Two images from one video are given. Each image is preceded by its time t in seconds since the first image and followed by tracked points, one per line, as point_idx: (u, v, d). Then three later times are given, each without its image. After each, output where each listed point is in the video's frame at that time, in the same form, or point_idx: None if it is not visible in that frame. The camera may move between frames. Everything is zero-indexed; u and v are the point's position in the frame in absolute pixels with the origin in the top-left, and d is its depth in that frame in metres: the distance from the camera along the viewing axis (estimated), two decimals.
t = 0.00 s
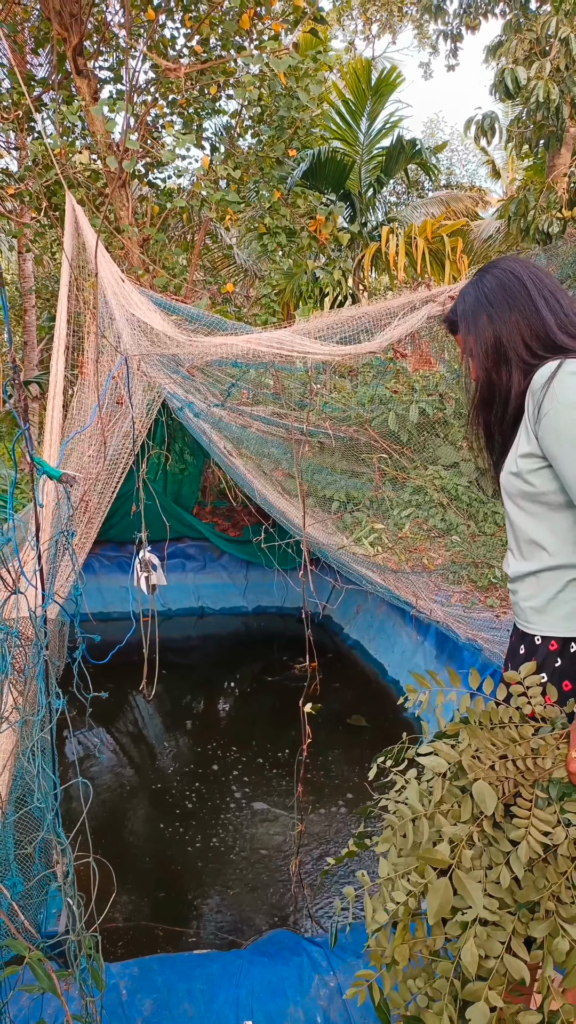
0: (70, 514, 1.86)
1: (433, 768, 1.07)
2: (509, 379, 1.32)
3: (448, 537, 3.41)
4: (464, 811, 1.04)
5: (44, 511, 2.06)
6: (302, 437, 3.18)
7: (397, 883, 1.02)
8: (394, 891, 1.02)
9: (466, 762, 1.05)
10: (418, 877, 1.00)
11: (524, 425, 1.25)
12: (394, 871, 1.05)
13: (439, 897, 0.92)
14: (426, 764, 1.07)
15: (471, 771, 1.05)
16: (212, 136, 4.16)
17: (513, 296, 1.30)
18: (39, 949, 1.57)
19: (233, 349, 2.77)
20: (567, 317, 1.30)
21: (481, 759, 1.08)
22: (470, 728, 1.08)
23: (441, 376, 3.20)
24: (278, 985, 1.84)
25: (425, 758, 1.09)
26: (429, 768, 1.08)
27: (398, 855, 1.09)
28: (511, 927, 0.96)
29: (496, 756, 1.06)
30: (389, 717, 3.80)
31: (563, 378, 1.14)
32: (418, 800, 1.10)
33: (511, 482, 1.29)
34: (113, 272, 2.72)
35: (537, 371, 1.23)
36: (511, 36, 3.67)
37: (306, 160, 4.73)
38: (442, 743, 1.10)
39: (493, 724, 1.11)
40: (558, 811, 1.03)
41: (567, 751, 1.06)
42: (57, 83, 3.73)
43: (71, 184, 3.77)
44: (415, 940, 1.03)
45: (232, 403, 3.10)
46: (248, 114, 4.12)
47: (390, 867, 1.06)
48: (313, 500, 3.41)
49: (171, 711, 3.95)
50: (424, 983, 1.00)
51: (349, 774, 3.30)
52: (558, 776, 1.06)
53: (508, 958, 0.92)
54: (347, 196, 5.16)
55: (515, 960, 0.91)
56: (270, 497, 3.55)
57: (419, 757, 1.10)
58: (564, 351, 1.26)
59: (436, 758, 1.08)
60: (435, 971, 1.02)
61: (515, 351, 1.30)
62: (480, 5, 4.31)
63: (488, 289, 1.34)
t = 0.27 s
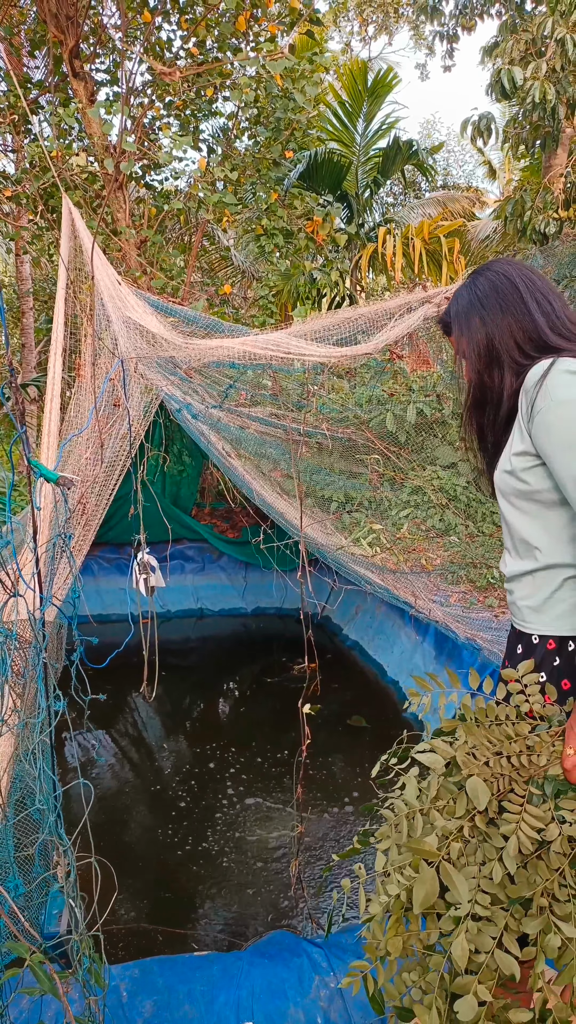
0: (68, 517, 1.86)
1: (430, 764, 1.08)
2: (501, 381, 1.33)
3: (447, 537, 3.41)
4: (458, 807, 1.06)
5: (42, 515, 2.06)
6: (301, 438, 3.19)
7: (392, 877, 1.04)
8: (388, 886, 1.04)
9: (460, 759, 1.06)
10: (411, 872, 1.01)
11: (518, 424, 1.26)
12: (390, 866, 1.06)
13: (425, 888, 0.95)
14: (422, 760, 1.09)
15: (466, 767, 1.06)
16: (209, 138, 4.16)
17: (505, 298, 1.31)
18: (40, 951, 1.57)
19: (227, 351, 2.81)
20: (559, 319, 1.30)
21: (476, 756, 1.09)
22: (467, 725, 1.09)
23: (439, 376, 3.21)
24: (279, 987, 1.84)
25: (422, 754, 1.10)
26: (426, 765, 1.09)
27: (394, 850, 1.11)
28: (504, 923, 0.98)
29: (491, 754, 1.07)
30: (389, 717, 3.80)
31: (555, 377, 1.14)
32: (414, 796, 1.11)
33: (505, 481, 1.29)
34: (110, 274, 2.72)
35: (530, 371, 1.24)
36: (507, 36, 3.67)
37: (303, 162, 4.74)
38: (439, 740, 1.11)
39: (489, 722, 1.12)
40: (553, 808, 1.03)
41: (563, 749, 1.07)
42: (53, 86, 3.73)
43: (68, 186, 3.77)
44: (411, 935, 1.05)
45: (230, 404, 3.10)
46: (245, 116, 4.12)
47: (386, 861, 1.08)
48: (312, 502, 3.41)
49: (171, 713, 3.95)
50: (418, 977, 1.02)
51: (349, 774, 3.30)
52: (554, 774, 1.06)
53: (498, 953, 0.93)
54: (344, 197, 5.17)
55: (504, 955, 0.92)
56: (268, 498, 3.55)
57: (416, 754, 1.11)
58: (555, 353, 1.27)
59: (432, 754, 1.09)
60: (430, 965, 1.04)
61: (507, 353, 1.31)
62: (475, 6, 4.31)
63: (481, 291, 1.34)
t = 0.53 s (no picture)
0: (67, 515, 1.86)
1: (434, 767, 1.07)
2: (499, 382, 1.33)
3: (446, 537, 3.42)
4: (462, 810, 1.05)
5: (41, 513, 2.05)
6: (300, 437, 3.19)
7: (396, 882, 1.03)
8: (392, 891, 1.02)
9: (464, 761, 1.05)
10: (416, 877, 1.00)
11: (518, 424, 1.26)
12: (393, 870, 1.05)
13: (433, 895, 0.95)
14: (425, 764, 1.08)
15: (470, 770, 1.05)
16: (209, 138, 4.17)
17: (503, 298, 1.31)
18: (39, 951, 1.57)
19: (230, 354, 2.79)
20: (558, 319, 1.30)
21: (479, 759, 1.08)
22: (469, 727, 1.08)
23: (439, 376, 3.21)
24: (278, 986, 1.84)
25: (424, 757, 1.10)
26: (429, 767, 1.09)
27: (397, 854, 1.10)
28: (509, 927, 0.96)
29: (494, 756, 1.07)
30: (388, 717, 3.80)
31: (557, 377, 1.14)
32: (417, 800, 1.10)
33: (506, 482, 1.29)
34: (110, 273, 2.72)
35: (531, 371, 1.24)
36: (507, 36, 3.67)
37: (303, 162, 4.74)
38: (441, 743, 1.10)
39: (491, 724, 1.12)
40: (558, 810, 1.03)
41: (567, 751, 1.07)
42: (53, 86, 3.73)
43: (67, 185, 3.77)
44: (416, 940, 1.03)
45: (230, 404, 3.11)
46: (245, 116, 4.12)
47: (389, 866, 1.06)
48: (311, 501, 3.41)
49: (170, 713, 3.95)
50: (423, 983, 1.01)
51: (348, 774, 3.30)
52: (558, 776, 1.06)
53: (505, 958, 0.92)
54: (344, 197, 5.17)
55: (512, 960, 0.91)
56: (268, 498, 3.56)
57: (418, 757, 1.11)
58: (554, 353, 1.27)
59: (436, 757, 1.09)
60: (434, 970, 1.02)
61: (505, 353, 1.31)
62: (476, 6, 4.31)
63: (479, 291, 1.34)
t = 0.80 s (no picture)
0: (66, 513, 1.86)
1: (442, 770, 1.02)
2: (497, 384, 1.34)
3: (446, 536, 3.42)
4: (471, 812, 1.01)
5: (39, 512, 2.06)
6: (300, 436, 3.19)
7: (406, 885, 1.00)
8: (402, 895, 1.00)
9: (473, 763, 1.01)
10: (426, 881, 0.98)
11: (522, 422, 1.26)
12: (402, 874, 1.02)
13: (448, 899, 0.91)
14: (432, 766, 1.03)
15: (479, 772, 1.02)
16: (209, 135, 4.16)
17: (500, 300, 1.30)
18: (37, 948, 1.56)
19: (230, 348, 2.79)
20: (557, 319, 1.29)
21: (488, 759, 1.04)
22: (477, 728, 1.05)
23: (439, 375, 3.21)
24: (277, 983, 1.84)
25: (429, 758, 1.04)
26: (436, 770, 1.03)
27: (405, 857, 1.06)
28: (522, 929, 0.94)
29: (504, 756, 1.03)
30: (388, 715, 3.81)
31: (561, 376, 1.14)
32: (425, 801, 1.06)
33: (510, 481, 1.29)
34: (110, 271, 2.69)
35: (533, 370, 1.24)
36: (507, 34, 3.66)
37: (303, 159, 4.74)
38: (449, 744, 1.06)
39: (499, 723, 1.09)
40: (569, 810, 1.00)
41: None
42: (52, 83, 3.73)
43: (67, 183, 3.77)
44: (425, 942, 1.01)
45: (231, 402, 3.10)
46: (245, 113, 4.11)
47: (398, 870, 1.03)
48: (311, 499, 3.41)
49: (170, 711, 3.94)
50: (435, 986, 0.99)
51: (348, 772, 3.30)
52: (568, 776, 1.03)
53: (519, 960, 0.91)
54: (344, 195, 5.16)
55: (526, 963, 0.90)
56: (267, 496, 3.55)
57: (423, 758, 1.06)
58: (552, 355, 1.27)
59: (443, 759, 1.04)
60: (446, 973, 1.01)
61: (503, 355, 1.31)
62: (476, 4, 4.31)
63: (476, 292, 1.33)
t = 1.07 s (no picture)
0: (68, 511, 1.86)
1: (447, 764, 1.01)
2: (493, 383, 1.34)
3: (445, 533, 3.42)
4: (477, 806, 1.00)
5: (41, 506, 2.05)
6: (300, 433, 3.19)
7: (411, 879, 0.99)
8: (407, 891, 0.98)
9: (479, 756, 1.01)
10: (431, 875, 0.96)
11: (523, 417, 1.26)
12: (408, 869, 1.01)
13: (455, 893, 0.90)
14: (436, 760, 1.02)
15: (485, 765, 1.01)
16: (208, 131, 4.15)
17: (496, 299, 1.30)
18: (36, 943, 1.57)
19: (233, 340, 2.80)
20: (553, 317, 1.29)
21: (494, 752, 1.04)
22: (481, 721, 1.04)
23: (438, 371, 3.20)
24: (275, 978, 1.85)
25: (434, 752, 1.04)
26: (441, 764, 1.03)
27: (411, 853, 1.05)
28: (530, 922, 0.92)
29: (509, 749, 1.02)
30: (387, 712, 3.81)
31: (563, 369, 1.15)
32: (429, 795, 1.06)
33: (510, 478, 1.29)
34: (114, 266, 2.67)
35: (536, 362, 1.23)
36: (508, 30, 3.65)
37: (302, 156, 4.73)
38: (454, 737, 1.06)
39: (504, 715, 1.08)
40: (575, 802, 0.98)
41: None
42: (51, 79, 3.72)
43: (66, 179, 3.76)
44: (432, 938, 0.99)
45: (231, 398, 3.10)
46: (244, 110, 4.10)
47: (403, 865, 1.02)
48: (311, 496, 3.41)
49: (169, 707, 3.95)
50: (440, 982, 0.97)
51: (347, 769, 3.31)
52: (574, 768, 1.01)
53: (526, 954, 0.88)
54: (343, 191, 5.15)
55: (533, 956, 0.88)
56: (267, 493, 3.55)
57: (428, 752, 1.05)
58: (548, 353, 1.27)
59: (448, 753, 1.03)
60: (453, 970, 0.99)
61: (500, 354, 1.31)
62: None
63: (472, 291, 1.32)
